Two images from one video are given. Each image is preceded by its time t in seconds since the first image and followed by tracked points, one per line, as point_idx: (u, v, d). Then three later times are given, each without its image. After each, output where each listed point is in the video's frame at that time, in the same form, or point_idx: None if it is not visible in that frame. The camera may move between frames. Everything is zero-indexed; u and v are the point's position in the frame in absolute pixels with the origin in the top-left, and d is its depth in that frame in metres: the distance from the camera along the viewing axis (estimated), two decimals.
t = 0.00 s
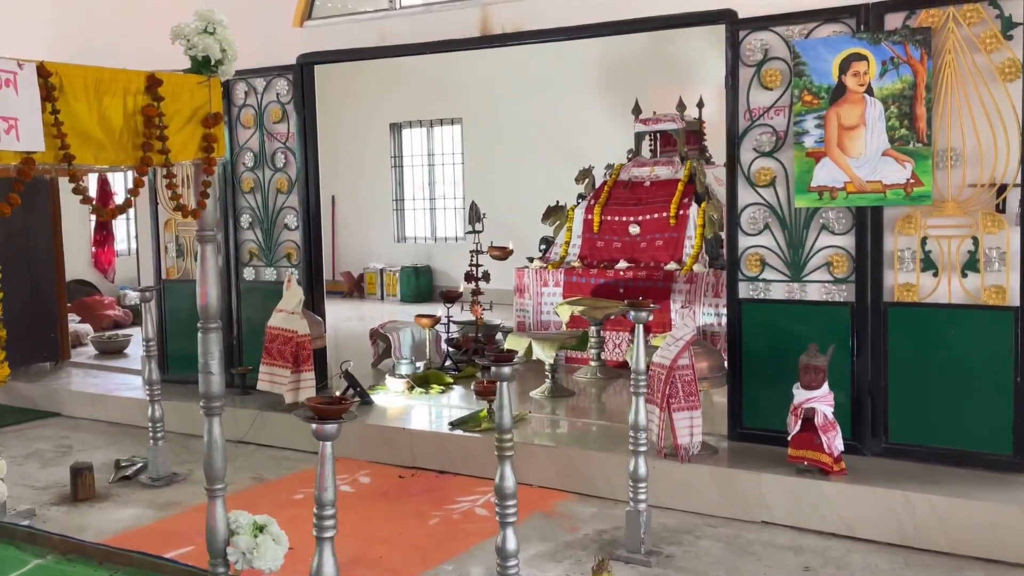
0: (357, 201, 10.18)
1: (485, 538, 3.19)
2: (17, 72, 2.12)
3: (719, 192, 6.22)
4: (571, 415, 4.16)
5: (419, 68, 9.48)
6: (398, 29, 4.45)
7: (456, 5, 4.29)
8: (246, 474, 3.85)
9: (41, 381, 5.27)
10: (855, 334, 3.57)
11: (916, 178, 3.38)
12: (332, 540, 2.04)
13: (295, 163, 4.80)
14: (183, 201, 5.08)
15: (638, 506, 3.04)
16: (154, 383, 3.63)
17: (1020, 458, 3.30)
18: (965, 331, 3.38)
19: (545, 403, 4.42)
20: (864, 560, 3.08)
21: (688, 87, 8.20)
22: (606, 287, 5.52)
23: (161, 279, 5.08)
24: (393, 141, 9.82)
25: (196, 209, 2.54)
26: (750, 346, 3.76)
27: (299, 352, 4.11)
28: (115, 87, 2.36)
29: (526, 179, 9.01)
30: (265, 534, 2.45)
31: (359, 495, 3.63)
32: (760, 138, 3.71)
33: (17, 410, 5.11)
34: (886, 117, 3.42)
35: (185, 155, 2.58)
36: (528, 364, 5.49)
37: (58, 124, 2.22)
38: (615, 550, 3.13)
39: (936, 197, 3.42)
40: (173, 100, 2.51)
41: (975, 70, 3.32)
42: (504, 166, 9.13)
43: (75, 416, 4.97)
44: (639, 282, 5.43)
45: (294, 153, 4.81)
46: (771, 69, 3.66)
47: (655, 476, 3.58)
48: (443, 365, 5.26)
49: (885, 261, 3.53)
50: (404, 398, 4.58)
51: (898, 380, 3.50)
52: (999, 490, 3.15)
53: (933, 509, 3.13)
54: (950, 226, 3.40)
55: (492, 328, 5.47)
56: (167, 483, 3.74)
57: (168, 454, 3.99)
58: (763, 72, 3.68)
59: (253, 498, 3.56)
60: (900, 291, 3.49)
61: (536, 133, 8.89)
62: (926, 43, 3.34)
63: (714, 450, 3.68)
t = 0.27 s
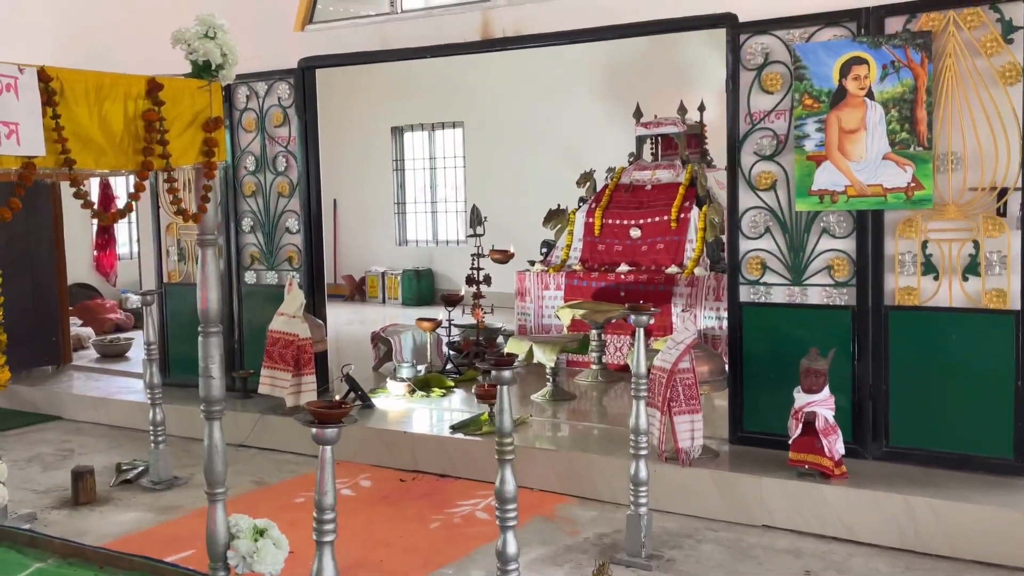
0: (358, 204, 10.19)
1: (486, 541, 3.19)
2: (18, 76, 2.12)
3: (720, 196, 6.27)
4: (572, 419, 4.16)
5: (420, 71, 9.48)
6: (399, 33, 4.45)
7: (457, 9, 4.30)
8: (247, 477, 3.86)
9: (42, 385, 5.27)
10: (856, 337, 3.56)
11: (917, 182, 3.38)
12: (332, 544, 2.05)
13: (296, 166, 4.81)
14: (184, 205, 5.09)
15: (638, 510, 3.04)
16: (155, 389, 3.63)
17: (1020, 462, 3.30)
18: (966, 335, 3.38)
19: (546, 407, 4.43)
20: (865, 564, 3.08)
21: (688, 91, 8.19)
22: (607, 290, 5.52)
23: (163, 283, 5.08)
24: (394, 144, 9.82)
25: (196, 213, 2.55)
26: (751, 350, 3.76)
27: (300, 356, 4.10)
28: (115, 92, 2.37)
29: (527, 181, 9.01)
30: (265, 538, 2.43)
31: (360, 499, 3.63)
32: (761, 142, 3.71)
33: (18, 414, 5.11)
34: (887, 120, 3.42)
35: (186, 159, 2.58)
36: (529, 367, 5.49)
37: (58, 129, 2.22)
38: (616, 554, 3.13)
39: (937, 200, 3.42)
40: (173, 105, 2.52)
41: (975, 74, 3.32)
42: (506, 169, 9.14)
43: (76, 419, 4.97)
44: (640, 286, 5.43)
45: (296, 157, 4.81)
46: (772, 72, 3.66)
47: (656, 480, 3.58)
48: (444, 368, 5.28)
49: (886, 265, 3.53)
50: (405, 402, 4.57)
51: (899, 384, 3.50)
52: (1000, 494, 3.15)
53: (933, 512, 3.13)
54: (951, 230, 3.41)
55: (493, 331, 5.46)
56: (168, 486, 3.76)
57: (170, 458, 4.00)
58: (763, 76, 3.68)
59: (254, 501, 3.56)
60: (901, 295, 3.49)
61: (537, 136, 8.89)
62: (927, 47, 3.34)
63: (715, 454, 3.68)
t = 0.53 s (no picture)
0: (359, 207, 10.20)
1: (485, 545, 3.19)
2: (16, 81, 2.13)
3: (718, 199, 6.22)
4: (572, 422, 4.16)
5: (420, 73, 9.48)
6: (399, 37, 4.46)
7: (457, 13, 4.30)
8: (246, 482, 3.86)
9: (41, 388, 5.27)
10: (855, 341, 3.56)
11: (915, 186, 3.39)
12: (329, 549, 2.04)
13: (294, 170, 4.82)
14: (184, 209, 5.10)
15: (637, 514, 3.04)
16: (154, 393, 3.63)
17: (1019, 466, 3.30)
18: (964, 339, 3.38)
19: (546, 410, 4.43)
20: (864, 568, 3.08)
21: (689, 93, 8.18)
22: (606, 294, 5.50)
23: (162, 286, 5.08)
24: (394, 149, 9.84)
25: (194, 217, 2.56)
26: (750, 354, 3.75)
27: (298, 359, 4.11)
28: (113, 97, 2.38)
29: (528, 185, 9.02)
30: (263, 542, 2.43)
31: (359, 503, 3.63)
32: (759, 145, 3.71)
33: (17, 418, 5.11)
34: (884, 125, 3.44)
35: (183, 163, 2.59)
36: (530, 371, 5.50)
37: (56, 133, 2.23)
38: (614, 558, 3.12)
39: (934, 204, 3.42)
40: (170, 109, 2.53)
41: (973, 78, 3.33)
42: (507, 172, 9.14)
43: (75, 423, 4.98)
44: (638, 289, 5.43)
45: (295, 161, 4.82)
46: (770, 76, 3.66)
47: (655, 484, 3.58)
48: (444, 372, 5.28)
49: (884, 269, 3.53)
50: (404, 405, 4.57)
51: (897, 387, 3.50)
52: (1000, 498, 3.15)
53: (931, 516, 3.13)
54: (949, 234, 3.41)
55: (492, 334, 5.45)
56: (167, 490, 3.76)
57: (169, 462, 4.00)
58: (761, 80, 3.68)
59: (252, 505, 3.56)
60: (899, 299, 3.49)
61: (538, 138, 8.90)
62: (925, 51, 3.35)
63: (714, 457, 3.68)
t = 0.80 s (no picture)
0: (334, 203, 9.67)
1: None
2: None
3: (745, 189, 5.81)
4: (578, 447, 3.71)
5: (406, 61, 9.02)
6: (377, 7, 4.00)
7: None
8: (203, 516, 3.40)
9: None
10: (900, 354, 3.11)
11: (970, 176, 2.95)
12: None
13: (260, 159, 4.35)
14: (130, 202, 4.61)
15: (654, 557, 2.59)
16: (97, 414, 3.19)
17: None
18: None
19: (548, 433, 3.99)
20: None
21: (716, 66, 7.75)
22: (619, 300, 5.07)
23: (107, 291, 4.61)
24: (376, 133, 9.34)
25: (141, 214, 2.11)
26: (781, 369, 3.30)
27: (263, 377, 3.65)
28: (44, 71, 1.93)
29: (523, 181, 8.56)
30: None
31: (332, 540, 3.18)
32: (792, 129, 3.25)
33: None
34: (935, 105, 2.99)
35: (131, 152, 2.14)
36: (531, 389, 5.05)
37: None
38: None
39: (992, 197, 2.98)
40: (114, 88, 2.07)
41: None
42: (500, 167, 8.69)
43: (11, 448, 4.48)
44: (655, 294, 5.00)
45: (259, 148, 4.35)
46: (804, 50, 3.21)
47: (671, 519, 3.13)
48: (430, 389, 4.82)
49: (934, 271, 3.08)
50: (387, 428, 4.12)
51: (949, 407, 3.06)
52: None
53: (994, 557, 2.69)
54: (1010, 231, 2.96)
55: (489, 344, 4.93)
56: (111, 526, 3.29)
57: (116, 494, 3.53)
58: (793, 55, 3.23)
59: (208, 543, 3.10)
60: (952, 306, 3.04)
61: (534, 129, 8.45)
62: (981, 20, 2.90)
63: (740, 487, 3.23)
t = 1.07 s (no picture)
0: (301, 202, 9.15)
1: None
2: None
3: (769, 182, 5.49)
4: (581, 475, 3.36)
5: (392, 50, 8.60)
6: None
7: None
8: (156, 555, 3.04)
9: None
10: (944, 370, 2.78)
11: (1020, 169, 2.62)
12: None
13: (222, 150, 4.00)
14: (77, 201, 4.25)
15: None
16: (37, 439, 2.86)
17: None
18: None
19: (547, 460, 3.63)
20: None
21: (731, 52, 7.41)
22: (626, 308, 4.72)
23: (51, 299, 4.24)
24: (355, 119, 8.86)
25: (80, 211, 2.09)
26: (810, 388, 2.96)
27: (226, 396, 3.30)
28: None
29: (517, 178, 8.19)
30: None
31: None
32: (820, 117, 2.91)
33: None
34: (982, 89, 2.66)
35: (71, 142, 2.15)
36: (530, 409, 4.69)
37: None
38: None
39: None
40: (51, 74, 2.10)
41: None
42: (493, 164, 8.30)
43: None
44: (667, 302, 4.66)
45: (221, 137, 4.00)
46: (833, 29, 2.87)
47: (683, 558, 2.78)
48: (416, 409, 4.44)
49: (981, 277, 2.75)
50: (367, 454, 3.75)
51: (998, 430, 2.74)
52: None
53: None
54: None
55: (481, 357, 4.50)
56: (53, 565, 2.93)
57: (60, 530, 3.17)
58: (821, 35, 2.89)
59: None
60: (1001, 316, 2.73)
61: (530, 122, 8.09)
62: None
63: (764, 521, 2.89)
